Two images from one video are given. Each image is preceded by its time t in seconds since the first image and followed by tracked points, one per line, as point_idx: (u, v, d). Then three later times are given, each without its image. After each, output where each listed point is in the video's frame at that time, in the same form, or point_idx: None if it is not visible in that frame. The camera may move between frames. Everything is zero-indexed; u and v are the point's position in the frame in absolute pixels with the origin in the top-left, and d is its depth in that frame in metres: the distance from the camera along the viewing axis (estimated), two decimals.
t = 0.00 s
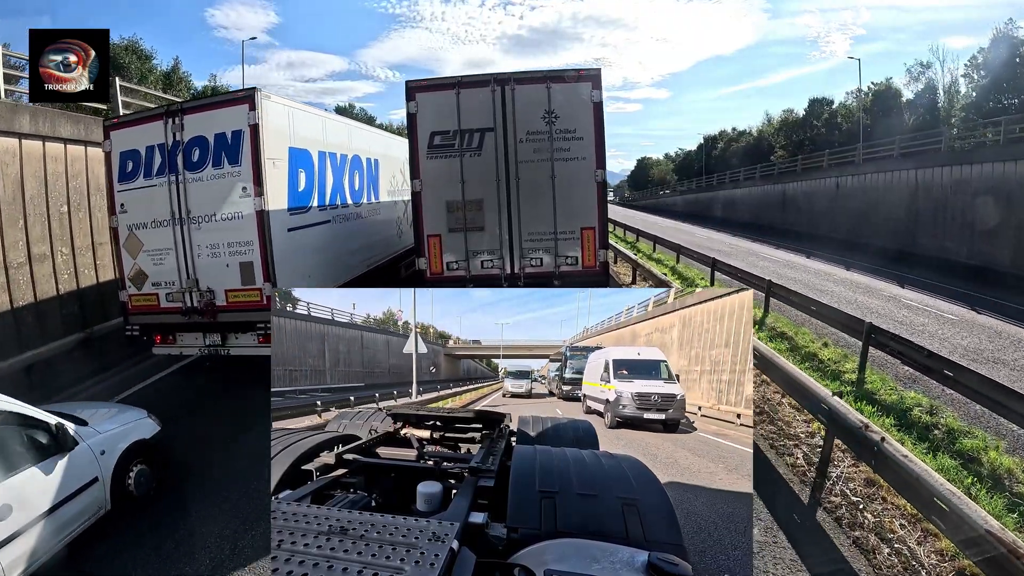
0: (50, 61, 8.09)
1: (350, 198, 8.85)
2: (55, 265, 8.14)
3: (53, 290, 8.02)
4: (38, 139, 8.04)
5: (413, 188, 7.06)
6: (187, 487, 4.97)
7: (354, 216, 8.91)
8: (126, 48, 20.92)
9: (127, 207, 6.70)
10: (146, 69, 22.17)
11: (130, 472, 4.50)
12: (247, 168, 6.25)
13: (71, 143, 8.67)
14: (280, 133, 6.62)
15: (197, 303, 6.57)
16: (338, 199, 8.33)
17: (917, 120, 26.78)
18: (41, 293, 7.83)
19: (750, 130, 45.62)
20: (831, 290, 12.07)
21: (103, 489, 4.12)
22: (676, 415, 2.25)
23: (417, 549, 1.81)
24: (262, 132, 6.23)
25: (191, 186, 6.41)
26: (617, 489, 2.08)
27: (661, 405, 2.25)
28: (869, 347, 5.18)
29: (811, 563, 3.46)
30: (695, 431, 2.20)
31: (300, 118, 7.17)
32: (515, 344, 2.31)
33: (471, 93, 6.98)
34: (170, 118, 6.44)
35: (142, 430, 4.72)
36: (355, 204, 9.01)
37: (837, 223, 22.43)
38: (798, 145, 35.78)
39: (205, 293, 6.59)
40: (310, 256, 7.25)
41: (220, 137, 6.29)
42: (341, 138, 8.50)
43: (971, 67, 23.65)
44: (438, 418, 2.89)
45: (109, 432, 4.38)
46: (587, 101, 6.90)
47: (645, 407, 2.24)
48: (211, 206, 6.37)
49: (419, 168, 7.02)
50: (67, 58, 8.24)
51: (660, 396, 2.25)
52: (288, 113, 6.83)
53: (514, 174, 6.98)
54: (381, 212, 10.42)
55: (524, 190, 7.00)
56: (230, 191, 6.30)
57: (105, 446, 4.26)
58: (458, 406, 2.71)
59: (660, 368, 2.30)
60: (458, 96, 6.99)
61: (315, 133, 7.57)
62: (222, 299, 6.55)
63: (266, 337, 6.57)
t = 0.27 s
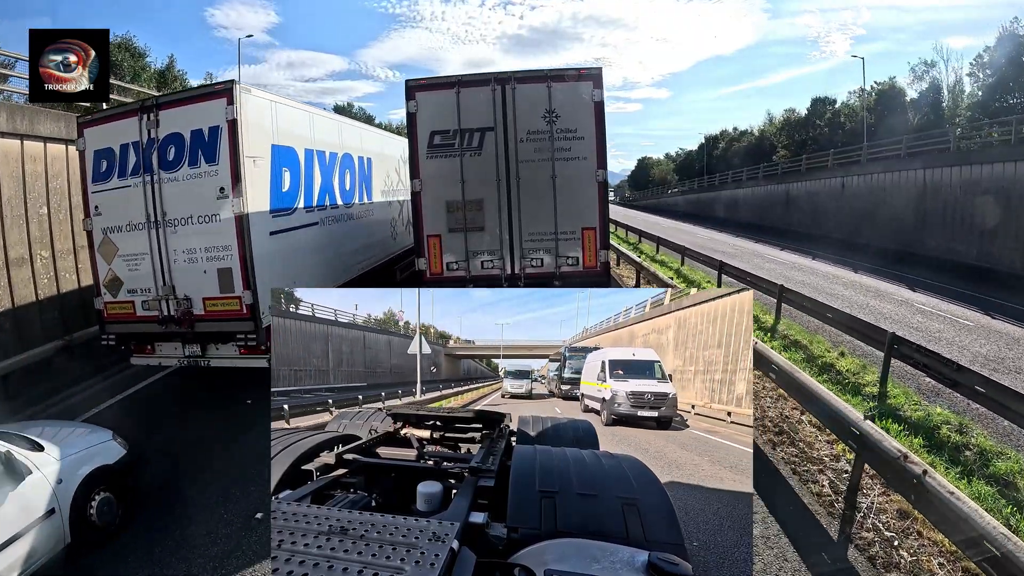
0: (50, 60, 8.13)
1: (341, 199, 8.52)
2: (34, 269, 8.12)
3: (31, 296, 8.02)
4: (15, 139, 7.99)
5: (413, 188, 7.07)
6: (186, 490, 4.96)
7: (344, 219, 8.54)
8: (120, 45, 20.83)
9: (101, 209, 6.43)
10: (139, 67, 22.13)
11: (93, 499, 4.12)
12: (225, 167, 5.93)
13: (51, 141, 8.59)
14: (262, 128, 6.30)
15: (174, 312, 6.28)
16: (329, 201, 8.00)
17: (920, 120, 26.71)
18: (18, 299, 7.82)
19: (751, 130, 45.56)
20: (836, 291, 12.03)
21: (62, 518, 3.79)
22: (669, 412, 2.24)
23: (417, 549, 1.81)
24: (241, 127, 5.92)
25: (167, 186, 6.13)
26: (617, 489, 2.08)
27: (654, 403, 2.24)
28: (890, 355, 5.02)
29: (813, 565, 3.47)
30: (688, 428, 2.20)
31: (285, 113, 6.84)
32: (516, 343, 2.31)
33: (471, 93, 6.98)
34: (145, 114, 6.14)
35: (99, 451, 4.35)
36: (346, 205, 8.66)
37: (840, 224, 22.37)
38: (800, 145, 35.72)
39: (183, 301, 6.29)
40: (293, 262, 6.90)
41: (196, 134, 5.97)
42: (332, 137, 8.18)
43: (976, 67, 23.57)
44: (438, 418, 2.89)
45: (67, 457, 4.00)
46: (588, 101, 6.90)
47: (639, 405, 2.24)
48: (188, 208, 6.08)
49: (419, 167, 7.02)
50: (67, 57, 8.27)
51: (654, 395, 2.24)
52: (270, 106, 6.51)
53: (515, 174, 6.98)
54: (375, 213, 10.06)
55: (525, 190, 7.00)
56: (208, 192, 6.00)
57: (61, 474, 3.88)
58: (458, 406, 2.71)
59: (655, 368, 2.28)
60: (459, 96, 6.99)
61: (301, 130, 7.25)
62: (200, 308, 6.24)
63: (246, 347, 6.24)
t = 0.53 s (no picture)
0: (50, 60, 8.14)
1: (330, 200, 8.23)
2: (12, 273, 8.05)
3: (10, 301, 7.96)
4: None
5: (413, 188, 7.07)
6: (187, 489, 4.97)
7: (332, 221, 8.23)
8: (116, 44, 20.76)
9: (74, 212, 6.24)
10: (131, 65, 22.09)
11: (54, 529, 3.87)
12: (198, 166, 5.67)
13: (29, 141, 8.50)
14: (239, 125, 6.02)
15: (148, 321, 6.03)
16: (315, 202, 7.70)
17: (924, 120, 26.63)
18: None
19: (753, 130, 45.46)
20: (839, 292, 11.94)
21: (14, 560, 3.48)
22: (661, 411, 2.21)
23: (417, 549, 1.81)
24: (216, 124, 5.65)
25: (140, 187, 5.90)
26: (617, 489, 2.08)
27: (649, 402, 2.21)
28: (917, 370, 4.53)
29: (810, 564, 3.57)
30: (682, 426, 2.17)
31: (264, 110, 6.56)
32: (516, 344, 2.30)
33: (471, 93, 6.97)
34: (118, 110, 5.90)
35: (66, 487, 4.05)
36: (334, 207, 8.37)
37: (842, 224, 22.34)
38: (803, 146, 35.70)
39: (157, 310, 6.05)
40: (274, 267, 6.60)
41: (170, 131, 5.73)
42: (317, 135, 7.87)
43: (980, 66, 23.45)
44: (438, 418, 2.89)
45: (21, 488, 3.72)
46: (589, 101, 6.90)
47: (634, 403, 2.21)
48: (161, 211, 5.84)
49: (419, 167, 7.02)
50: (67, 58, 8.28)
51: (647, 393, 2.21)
52: (248, 103, 6.23)
53: (516, 174, 6.98)
54: (366, 214, 9.76)
55: (525, 190, 7.00)
56: (181, 192, 5.75)
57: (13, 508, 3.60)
58: (458, 406, 2.71)
59: (649, 368, 2.28)
60: (459, 95, 6.99)
61: (283, 128, 6.96)
62: (175, 317, 6.00)
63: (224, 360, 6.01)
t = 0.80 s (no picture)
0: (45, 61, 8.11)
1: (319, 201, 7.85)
2: None
3: None
4: None
5: (414, 188, 7.07)
6: (187, 489, 4.97)
7: (321, 223, 7.86)
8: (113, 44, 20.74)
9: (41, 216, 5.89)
10: (126, 65, 22.04)
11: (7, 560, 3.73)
12: (169, 165, 5.30)
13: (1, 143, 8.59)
14: (216, 121, 5.67)
15: (119, 333, 5.66)
16: (302, 203, 7.32)
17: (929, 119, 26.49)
18: None
19: (755, 129, 45.34)
20: (843, 292, 11.89)
21: None
22: (655, 409, 2.26)
23: (417, 549, 1.81)
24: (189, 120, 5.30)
25: (108, 188, 5.53)
26: (617, 489, 2.08)
27: (644, 401, 2.26)
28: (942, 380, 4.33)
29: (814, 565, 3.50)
30: (677, 424, 2.23)
31: (245, 104, 6.20)
32: (516, 345, 2.30)
33: (471, 92, 6.97)
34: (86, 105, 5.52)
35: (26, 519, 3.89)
36: (324, 208, 7.99)
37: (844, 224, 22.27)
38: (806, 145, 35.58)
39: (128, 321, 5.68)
40: (255, 273, 6.24)
41: (139, 127, 5.34)
42: (305, 132, 7.49)
43: (986, 65, 23.31)
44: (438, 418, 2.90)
45: None
46: (590, 101, 6.90)
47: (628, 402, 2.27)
48: (131, 213, 5.47)
49: (420, 167, 7.02)
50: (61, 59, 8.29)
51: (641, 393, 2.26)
52: (227, 97, 5.88)
53: (516, 174, 6.98)
54: (359, 216, 9.39)
55: (526, 190, 7.00)
56: (151, 193, 5.37)
57: None
58: (458, 406, 2.73)
59: (644, 368, 2.32)
60: (459, 95, 6.99)
61: (266, 125, 6.60)
62: (147, 329, 5.63)
63: (201, 374, 5.70)
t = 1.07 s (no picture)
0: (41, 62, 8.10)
1: (305, 202, 7.52)
2: None
3: None
4: None
5: (416, 188, 7.07)
6: (187, 489, 4.97)
7: (307, 225, 7.53)
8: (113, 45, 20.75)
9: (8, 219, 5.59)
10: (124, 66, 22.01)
11: None
12: (137, 165, 4.97)
13: None
14: (191, 118, 5.35)
15: (89, 345, 5.36)
16: (286, 204, 7.00)
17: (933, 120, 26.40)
18: None
19: (757, 130, 45.28)
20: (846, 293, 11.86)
21: None
22: (652, 408, 2.29)
23: (417, 549, 1.81)
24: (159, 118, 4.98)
25: (76, 189, 5.22)
26: (617, 489, 2.08)
27: (638, 400, 2.28)
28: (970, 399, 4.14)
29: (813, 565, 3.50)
30: (671, 422, 2.26)
31: (223, 99, 5.87)
32: (517, 345, 2.30)
33: (472, 93, 6.96)
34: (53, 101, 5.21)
35: None
36: (310, 210, 7.66)
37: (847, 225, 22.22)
38: (808, 146, 35.54)
39: (97, 333, 5.37)
40: (233, 279, 5.92)
41: (104, 124, 5.00)
42: (290, 130, 7.17)
43: (991, 65, 23.22)
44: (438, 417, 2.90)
45: None
46: (591, 102, 6.89)
47: (624, 400, 2.28)
48: (99, 218, 5.16)
49: (421, 167, 7.02)
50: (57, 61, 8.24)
51: (637, 392, 2.28)
52: (204, 92, 5.57)
53: (517, 174, 6.97)
54: (349, 217, 9.07)
55: (527, 190, 7.00)
56: (119, 195, 5.05)
57: None
58: (458, 406, 2.73)
59: (640, 368, 2.31)
60: (460, 95, 6.98)
61: (246, 122, 6.28)
62: (117, 342, 5.31)
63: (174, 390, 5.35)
